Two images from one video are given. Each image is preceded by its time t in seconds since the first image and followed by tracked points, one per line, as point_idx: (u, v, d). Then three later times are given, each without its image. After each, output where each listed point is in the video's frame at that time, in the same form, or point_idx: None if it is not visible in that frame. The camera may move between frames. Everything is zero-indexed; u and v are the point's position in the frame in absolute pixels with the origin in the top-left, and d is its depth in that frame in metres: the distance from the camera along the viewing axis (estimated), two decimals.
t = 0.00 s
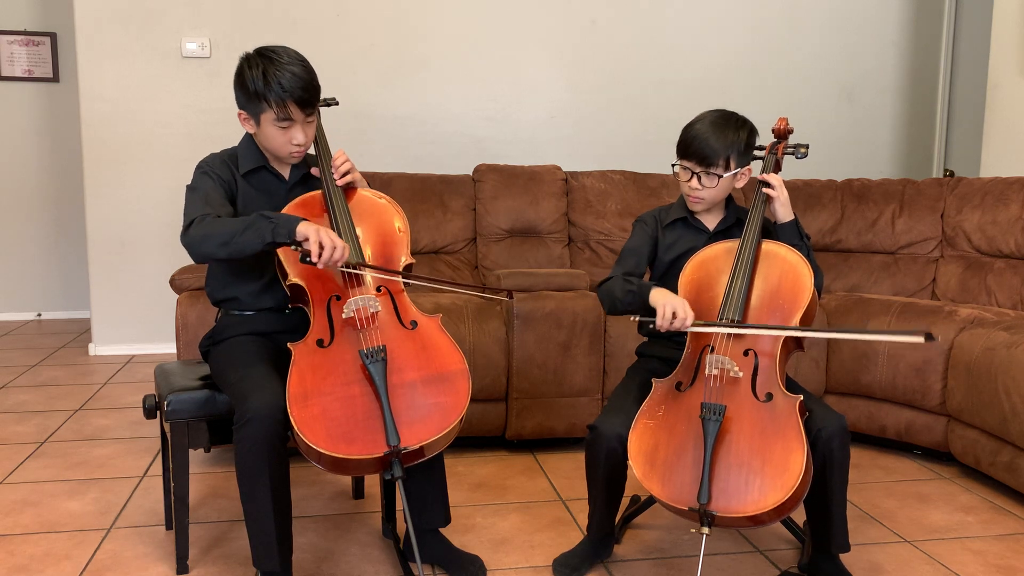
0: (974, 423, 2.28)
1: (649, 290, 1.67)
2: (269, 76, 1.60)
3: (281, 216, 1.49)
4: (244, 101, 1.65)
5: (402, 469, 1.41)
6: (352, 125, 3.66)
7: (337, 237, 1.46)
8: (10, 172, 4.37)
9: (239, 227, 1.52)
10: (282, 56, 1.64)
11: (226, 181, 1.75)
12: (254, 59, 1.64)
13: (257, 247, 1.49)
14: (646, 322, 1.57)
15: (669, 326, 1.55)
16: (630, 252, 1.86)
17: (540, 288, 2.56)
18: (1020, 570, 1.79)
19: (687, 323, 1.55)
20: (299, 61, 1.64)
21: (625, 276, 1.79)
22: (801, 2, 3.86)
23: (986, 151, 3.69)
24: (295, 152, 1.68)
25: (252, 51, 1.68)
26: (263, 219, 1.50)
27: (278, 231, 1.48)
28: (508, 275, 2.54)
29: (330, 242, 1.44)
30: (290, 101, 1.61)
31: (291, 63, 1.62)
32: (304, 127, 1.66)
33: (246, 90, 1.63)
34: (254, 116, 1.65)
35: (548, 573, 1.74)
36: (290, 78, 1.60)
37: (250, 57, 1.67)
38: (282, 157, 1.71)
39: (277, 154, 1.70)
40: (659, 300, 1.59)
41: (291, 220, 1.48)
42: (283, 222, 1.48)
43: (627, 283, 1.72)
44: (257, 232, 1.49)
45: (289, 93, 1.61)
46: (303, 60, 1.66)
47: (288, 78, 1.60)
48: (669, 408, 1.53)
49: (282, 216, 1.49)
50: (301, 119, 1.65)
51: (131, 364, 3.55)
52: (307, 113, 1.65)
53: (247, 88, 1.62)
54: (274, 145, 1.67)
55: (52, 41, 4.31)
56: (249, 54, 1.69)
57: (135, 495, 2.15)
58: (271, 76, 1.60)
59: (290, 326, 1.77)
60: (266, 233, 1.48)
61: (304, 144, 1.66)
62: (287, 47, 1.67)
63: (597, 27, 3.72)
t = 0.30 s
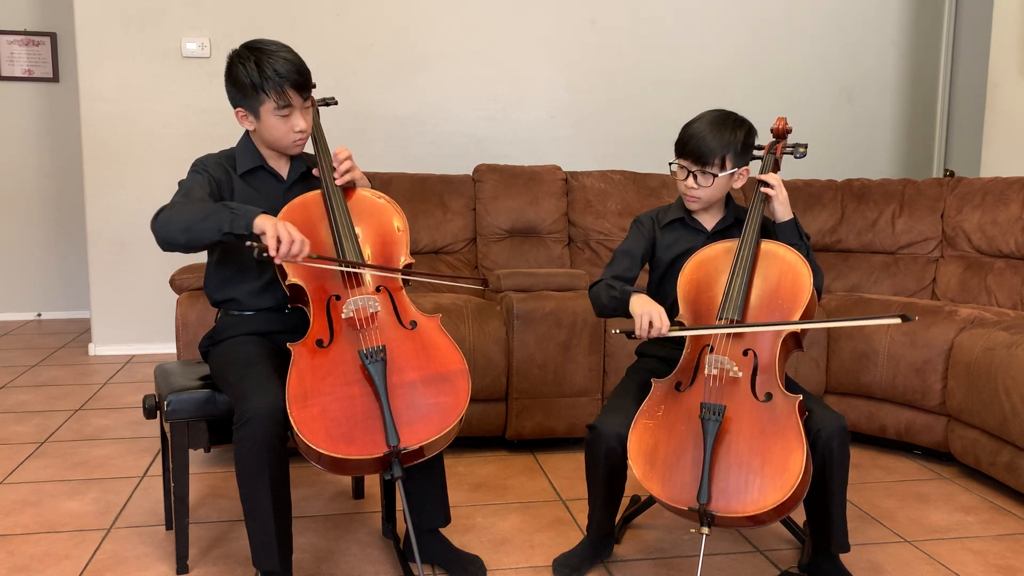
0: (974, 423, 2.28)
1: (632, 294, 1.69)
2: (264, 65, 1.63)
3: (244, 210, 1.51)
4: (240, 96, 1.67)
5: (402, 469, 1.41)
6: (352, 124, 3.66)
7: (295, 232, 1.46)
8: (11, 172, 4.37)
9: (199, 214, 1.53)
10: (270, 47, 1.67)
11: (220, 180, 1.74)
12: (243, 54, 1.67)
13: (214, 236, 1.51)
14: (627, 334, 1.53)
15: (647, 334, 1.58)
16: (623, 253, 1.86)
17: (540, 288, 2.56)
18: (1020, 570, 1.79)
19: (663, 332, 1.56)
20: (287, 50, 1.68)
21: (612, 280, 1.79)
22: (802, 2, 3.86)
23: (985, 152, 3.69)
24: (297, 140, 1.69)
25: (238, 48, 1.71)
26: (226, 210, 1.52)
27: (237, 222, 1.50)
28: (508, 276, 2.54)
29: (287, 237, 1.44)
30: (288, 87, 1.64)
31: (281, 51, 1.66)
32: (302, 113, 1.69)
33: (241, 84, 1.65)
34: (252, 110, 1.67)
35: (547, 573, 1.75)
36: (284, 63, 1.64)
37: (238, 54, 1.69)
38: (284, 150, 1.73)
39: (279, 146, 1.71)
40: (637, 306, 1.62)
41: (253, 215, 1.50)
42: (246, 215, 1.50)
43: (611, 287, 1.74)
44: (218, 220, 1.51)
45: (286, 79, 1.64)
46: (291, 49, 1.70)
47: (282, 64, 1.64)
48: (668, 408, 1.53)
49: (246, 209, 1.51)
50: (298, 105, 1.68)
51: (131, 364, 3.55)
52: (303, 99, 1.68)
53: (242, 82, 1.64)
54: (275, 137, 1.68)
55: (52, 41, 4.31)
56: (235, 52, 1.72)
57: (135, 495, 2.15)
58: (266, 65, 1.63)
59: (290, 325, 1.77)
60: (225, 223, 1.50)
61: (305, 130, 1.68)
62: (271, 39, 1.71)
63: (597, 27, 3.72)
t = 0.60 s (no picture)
0: (974, 423, 2.28)
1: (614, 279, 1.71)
2: (265, 64, 1.64)
3: (204, 201, 1.52)
4: (241, 96, 1.66)
5: (402, 469, 1.41)
6: (352, 125, 3.66)
7: (250, 226, 1.45)
8: (10, 172, 4.37)
9: (163, 202, 1.54)
10: (267, 46, 1.68)
11: (213, 179, 1.74)
12: (241, 53, 1.67)
13: (172, 226, 1.53)
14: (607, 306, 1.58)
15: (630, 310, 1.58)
16: (622, 245, 1.87)
17: (540, 288, 2.56)
18: (1020, 570, 1.79)
19: (647, 308, 1.58)
20: (284, 48, 1.69)
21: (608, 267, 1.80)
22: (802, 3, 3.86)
23: (985, 152, 3.69)
24: (299, 137, 1.70)
25: (234, 49, 1.70)
26: (187, 200, 1.53)
27: (195, 213, 1.51)
28: (508, 275, 2.55)
29: (240, 229, 1.44)
30: (292, 84, 1.65)
31: (279, 49, 1.67)
32: (304, 110, 1.69)
33: (242, 84, 1.65)
34: (254, 110, 1.67)
35: (547, 573, 1.74)
36: (284, 61, 1.65)
37: (234, 54, 1.69)
38: (285, 148, 1.73)
39: (280, 145, 1.72)
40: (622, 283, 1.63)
41: (212, 207, 1.50)
42: (204, 207, 1.51)
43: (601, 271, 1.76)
44: (177, 210, 1.52)
45: (289, 77, 1.65)
46: (287, 47, 1.71)
47: (283, 63, 1.65)
48: (669, 407, 1.53)
49: (206, 201, 1.52)
50: (300, 103, 1.69)
51: (131, 364, 3.55)
52: (304, 96, 1.70)
53: (243, 81, 1.64)
54: (278, 135, 1.69)
55: (52, 41, 4.31)
56: (231, 52, 1.71)
57: (135, 495, 2.15)
58: (268, 63, 1.64)
59: (290, 325, 1.77)
60: (183, 214, 1.51)
61: (307, 127, 1.69)
62: (266, 38, 1.71)
63: (597, 28, 3.72)
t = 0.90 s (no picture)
0: (974, 423, 2.28)
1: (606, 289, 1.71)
2: (266, 62, 1.64)
3: (181, 197, 1.52)
4: (242, 95, 1.66)
5: (402, 469, 1.41)
6: (352, 124, 3.66)
7: (224, 226, 1.44)
8: (10, 172, 4.37)
9: (144, 194, 1.55)
10: (267, 44, 1.68)
11: (210, 177, 1.74)
12: (240, 52, 1.67)
13: (147, 218, 1.52)
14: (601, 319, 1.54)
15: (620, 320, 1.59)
16: (625, 245, 1.88)
17: (539, 287, 2.56)
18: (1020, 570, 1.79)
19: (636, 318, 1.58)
20: (284, 46, 1.69)
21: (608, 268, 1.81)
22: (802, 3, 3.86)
23: (985, 152, 3.69)
24: (299, 136, 1.70)
25: (234, 48, 1.70)
26: (166, 194, 1.52)
27: (170, 208, 1.50)
28: (508, 276, 2.56)
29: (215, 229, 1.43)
30: (292, 83, 1.65)
31: (279, 48, 1.67)
32: (304, 109, 1.69)
33: (242, 82, 1.65)
34: (255, 108, 1.66)
35: (547, 573, 1.74)
36: (285, 59, 1.65)
37: (234, 52, 1.69)
38: (285, 146, 1.73)
39: (280, 144, 1.72)
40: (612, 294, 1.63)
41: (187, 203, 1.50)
42: (180, 203, 1.50)
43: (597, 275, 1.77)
44: (154, 203, 1.52)
45: (289, 75, 1.65)
46: (286, 46, 1.71)
47: (283, 61, 1.65)
48: (671, 408, 1.53)
49: (183, 196, 1.52)
50: (301, 102, 1.69)
51: (131, 364, 3.55)
52: (304, 95, 1.70)
53: (244, 80, 1.64)
54: (278, 134, 1.69)
55: (52, 41, 4.31)
56: (231, 51, 1.71)
57: (135, 495, 2.15)
58: (268, 62, 1.64)
59: (290, 325, 1.77)
60: (158, 207, 1.51)
61: (307, 126, 1.69)
62: (266, 37, 1.71)
63: (597, 28, 3.72)
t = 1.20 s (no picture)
0: (974, 422, 2.28)
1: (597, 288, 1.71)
2: (268, 61, 1.64)
3: (163, 186, 1.51)
4: (244, 95, 1.66)
5: (402, 469, 1.41)
6: (352, 124, 3.66)
7: (202, 223, 1.43)
8: (10, 172, 4.36)
9: (131, 183, 1.55)
10: (268, 43, 1.68)
11: (210, 175, 1.74)
12: (241, 52, 1.67)
13: (130, 208, 1.52)
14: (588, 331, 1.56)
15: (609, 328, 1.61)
16: (619, 239, 1.89)
17: (539, 288, 2.56)
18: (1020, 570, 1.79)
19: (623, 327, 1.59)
20: (284, 45, 1.69)
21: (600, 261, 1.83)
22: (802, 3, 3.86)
23: (985, 152, 3.69)
24: (302, 135, 1.70)
25: (234, 48, 1.70)
26: (149, 184, 1.52)
27: (150, 198, 1.50)
28: (508, 276, 2.57)
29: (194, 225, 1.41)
30: (294, 81, 1.65)
31: (279, 47, 1.67)
32: (306, 108, 1.70)
33: (244, 82, 1.65)
34: (257, 108, 1.66)
35: (547, 573, 1.74)
36: (286, 58, 1.65)
37: (235, 53, 1.69)
38: (288, 145, 1.73)
39: (283, 143, 1.72)
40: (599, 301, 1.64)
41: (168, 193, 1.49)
42: (161, 193, 1.50)
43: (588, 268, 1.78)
44: (136, 193, 1.51)
45: (291, 74, 1.65)
46: (287, 45, 1.71)
47: (285, 60, 1.65)
48: (670, 408, 1.53)
49: (164, 186, 1.51)
50: (303, 101, 1.69)
51: (131, 364, 3.55)
52: (306, 93, 1.70)
53: (246, 80, 1.64)
54: (281, 133, 1.69)
55: (52, 41, 4.31)
56: (231, 52, 1.71)
57: (134, 494, 2.15)
58: (270, 61, 1.64)
59: (290, 325, 1.77)
60: (140, 197, 1.51)
61: (310, 125, 1.69)
62: (265, 37, 1.71)
63: (597, 28, 3.72)
